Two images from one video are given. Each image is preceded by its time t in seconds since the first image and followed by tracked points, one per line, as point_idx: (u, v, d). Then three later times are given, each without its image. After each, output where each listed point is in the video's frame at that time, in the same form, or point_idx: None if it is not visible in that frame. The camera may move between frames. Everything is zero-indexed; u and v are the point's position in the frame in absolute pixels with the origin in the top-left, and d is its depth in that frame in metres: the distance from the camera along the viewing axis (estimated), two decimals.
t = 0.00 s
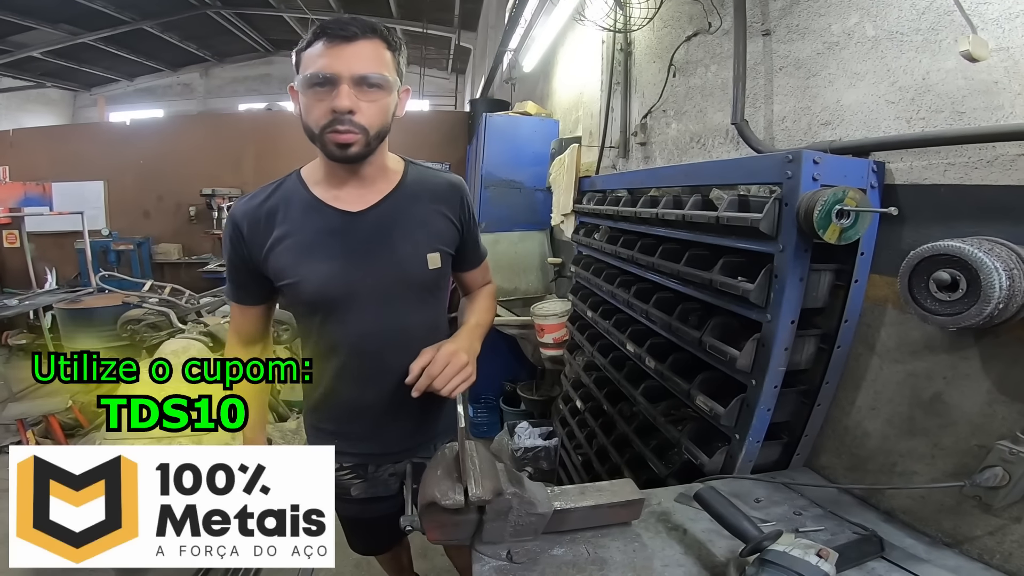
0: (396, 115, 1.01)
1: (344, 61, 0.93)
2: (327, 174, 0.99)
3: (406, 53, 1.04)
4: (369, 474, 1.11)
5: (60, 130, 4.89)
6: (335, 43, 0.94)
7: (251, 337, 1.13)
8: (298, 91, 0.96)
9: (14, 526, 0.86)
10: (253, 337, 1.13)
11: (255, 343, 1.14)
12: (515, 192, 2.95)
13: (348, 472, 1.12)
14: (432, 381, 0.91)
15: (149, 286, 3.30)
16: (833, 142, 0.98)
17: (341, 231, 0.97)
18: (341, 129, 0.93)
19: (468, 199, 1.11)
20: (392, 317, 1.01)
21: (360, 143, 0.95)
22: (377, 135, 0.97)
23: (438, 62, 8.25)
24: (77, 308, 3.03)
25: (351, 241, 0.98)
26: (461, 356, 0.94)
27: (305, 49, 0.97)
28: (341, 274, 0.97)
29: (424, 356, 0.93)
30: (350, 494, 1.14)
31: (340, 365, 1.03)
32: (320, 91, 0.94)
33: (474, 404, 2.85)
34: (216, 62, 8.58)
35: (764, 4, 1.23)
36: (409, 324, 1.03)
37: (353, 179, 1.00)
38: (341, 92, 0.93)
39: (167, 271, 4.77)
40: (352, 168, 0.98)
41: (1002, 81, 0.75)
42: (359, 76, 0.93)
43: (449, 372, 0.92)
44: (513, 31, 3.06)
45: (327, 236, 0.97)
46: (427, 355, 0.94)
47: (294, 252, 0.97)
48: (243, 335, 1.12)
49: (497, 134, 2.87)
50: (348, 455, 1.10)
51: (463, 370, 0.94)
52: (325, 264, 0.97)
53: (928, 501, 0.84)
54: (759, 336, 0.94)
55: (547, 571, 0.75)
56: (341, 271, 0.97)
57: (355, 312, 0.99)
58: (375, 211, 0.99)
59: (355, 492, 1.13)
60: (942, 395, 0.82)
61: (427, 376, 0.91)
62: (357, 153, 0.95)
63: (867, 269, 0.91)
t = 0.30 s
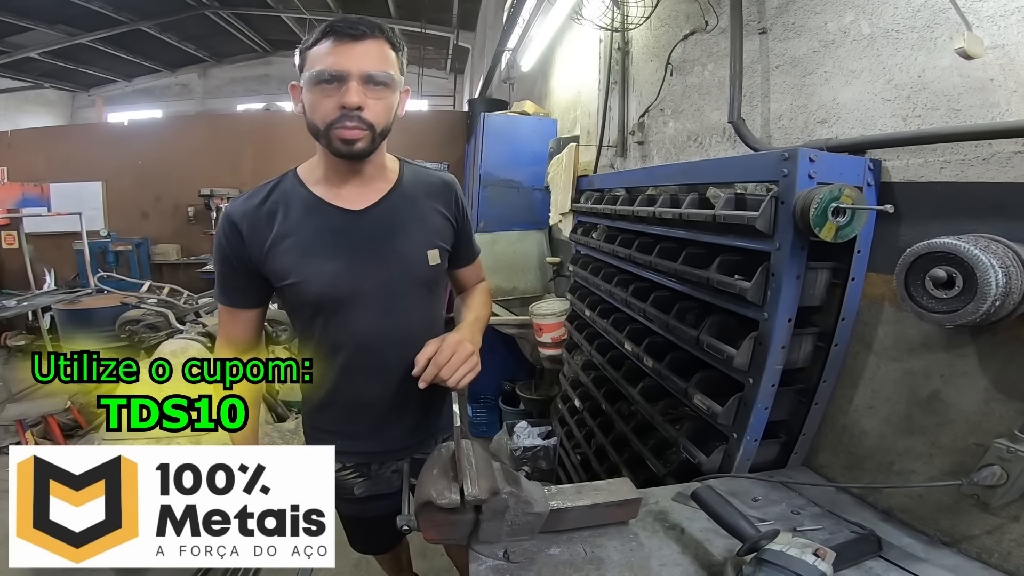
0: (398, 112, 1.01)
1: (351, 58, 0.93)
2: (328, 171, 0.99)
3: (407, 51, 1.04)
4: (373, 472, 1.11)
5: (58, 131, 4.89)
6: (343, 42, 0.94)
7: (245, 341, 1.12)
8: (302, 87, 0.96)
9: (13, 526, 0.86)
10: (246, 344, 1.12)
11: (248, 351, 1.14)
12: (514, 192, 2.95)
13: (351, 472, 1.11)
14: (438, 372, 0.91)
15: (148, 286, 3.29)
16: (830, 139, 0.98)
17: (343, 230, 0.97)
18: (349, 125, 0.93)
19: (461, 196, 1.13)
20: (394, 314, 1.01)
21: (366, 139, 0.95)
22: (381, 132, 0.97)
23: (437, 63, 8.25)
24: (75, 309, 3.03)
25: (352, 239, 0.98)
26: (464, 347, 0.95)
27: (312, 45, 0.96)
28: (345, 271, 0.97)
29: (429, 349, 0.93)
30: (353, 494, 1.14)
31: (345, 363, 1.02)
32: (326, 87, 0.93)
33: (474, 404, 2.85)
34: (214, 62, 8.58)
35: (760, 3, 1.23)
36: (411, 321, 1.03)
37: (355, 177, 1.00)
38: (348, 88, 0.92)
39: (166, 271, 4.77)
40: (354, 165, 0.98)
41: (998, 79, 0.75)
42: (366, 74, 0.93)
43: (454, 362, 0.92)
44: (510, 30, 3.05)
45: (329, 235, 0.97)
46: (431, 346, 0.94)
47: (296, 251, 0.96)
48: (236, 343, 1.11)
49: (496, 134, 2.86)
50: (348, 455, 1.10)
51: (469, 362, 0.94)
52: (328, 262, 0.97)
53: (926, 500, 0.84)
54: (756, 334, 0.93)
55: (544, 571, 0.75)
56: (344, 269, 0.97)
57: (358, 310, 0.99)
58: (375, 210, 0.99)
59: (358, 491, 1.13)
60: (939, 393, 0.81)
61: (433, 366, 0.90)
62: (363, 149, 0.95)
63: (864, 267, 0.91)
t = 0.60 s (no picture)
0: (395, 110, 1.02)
1: (349, 54, 0.94)
2: (324, 166, 0.99)
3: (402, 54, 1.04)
4: (369, 474, 1.11)
5: (57, 132, 4.89)
6: (341, 40, 0.94)
7: (247, 341, 1.10)
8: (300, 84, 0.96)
9: (13, 526, 0.87)
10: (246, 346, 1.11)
11: (251, 352, 1.12)
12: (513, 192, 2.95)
13: (347, 473, 1.11)
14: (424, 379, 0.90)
15: (147, 287, 3.29)
16: (829, 138, 0.98)
17: (341, 227, 0.97)
18: (345, 116, 0.93)
19: (457, 194, 1.13)
20: (393, 311, 1.02)
21: (362, 132, 0.95)
22: (377, 127, 0.97)
23: (436, 63, 8.23)
24: (74, 310, 3.03)
25: (351, 237, 0.98)
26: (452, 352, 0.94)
27: (311, 46, 0.97)
28: (340, 268, 0.97)
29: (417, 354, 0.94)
30: (350, 496, 1.14)
31: (340, 360, 1.02)
32: (323, 80, 0.93)
33: (474, 404, 2.84)
34: (212, 63, 8.57)
35: (759, 2, 1.23)
36: (410, 318, 1.04)
37: (350, 172, 0.99)
38: (345, 82, 0.93)
39: (165, 272, 4.76)
40: (349, 159, 0.98)
41: (997, 78, 0.75)
42: (362, 68, 0.94)
43: (440, 369, 0.92)
44: (509, 30, 3.05)
45: (325, 232, 0.97)
46: (420, 351, 0.94)
47: (295, 249, 0.96)
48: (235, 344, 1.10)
49: (495, 134, 2.86)
50: (345, 454, 1.10)
51: (457, 369, 0.93)
52: (327, 260, 0.97)
53: (926, 500, 0.84)
54: (756, 333, 0.93)
55: (544, 572, 0.75)
56: (343, 266, 0.97)
57: (357, 307, 0.99)
58: (371, 207, 0.99)
59: (355, 493, 1.13)
60: (940, 393, 0.81)
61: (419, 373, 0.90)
62: (359, 142, 0.95)
63: (864, 267, 0.91)
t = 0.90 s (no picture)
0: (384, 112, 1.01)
1: (336, 59, 0.94)
2: (315, 168, 0.99)
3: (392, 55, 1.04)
4: (365, 470, 1.11)
5: (56, 131, 4.88)
6: (329, 44, 0.94)
7: (252, 343, 1.14)
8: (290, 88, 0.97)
9: (13, 526, 0.86)
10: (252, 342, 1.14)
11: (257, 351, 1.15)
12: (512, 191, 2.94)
13: (344, 468, 1.11)
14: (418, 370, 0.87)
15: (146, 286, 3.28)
16: (830, 137, 0.97)
17: (333, 225, 0.98)
18: (333, 121, 0.93)
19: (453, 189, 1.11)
20: (386, 308, 1.01)
21: (351, 136, 0.95)
22: (366, 130, 0.97)
23: (435, 62, 8.22)
24: (73, 310, 3.02)
25: (342, 233, 0.98)
26: (448, 342, 0.90)
27: (299, 51, 0.97)
28: (331, 265, 0.97)
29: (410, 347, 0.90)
30: (347, 491, 1.14)
31: (333, 356, 1.02)
32: (311, 85, 0.93)
33: (473, 403, 2.84)
34: (211, 62, 8.56)
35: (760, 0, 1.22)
36: (404, 315, 1.03)
37: (341, 173, 1.00)
38: (332, 87, 0.93)
39: (164, 272, 4.75)
40: (340, 162, 0.98)
41: (1000, 76, 0.75)
42: (350, 73, 0.94)
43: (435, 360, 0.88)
44: (509, 29, 3.04)
45: (317, 230, 0.98)
46: (414, 343, 0.90)
47: (288, 247, 0.97)
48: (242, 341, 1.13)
49: (494, 133, 2.86)
50: (343, 450, 1.10)
51: (453, 360, 0.89)
52: (319, 257, 0.97)
53: (929, 499, 0.83)
54: (757, 332, 0.93)
55: (546, 572, 0.74)
56: (334, 263, 0.97)
57: (350, 304, 0.99)
58: (362, 205, 0.99)
59: (352, 488, 1.13)
60: (942, 392, 0.81)
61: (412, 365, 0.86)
62: (348, 146, 0.95)
63: (866, 266, 0.90)
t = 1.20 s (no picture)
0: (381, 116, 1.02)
1: (328, 66, 0.94)
2: (315, 171, 1.00)
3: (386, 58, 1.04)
4: (366, 461, 1.11)
5: (55, 130, 4.87)
6: (320, 52, 0.94)
7: (258, 338, 1.15)
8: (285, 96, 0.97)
9: (13, 526, 0.86)
10: (259, 337, 1.16)
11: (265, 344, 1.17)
12: (512, 189, 2.94)
13: (345, 459, 1.12)
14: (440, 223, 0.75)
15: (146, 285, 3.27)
16: (833, 136, 0.97)
17: (333, 224, 0.98)
18: (329, 131, 0.94)
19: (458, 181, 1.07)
20: (385, 304, 1.00)
21: (348, 144, 0.96)
22: (364, 135, 0.98)
23: (435, 61, 8.19)
24: (72, 309, 3.01)
25: (340, 232, 0.98)
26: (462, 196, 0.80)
27: (292, 55, 0.98)
28: (329, 264, 0.97)
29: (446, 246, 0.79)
30: (348, 481, 1.14)
31: (333, 352, 1.03)
32: (305, 95, 0.94)
33: (473, 402, 2.84)
34: (211, 61, 8.53)
35: None
36: (403, 312, 1.02)
37: (341, 175, 1.00)
38: (326, 96, 0.93)
39: (163, 271, 4.74)
40: (340, 166, 0.98)
41: (1005, 74, 0.74)
42: (343, 81, 0.94)
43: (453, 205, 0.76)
44: (510, 27, 3.03)
45: (316, 230, 0.98)
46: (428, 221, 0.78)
47: (289, 247, 0.99)
48: (248, 335, 1.15)
49: (494, 131, 2.85)
50: (346, 443, 1.10)
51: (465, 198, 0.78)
52: (318, 256, 0.98)
53: (932, 499, 0.83)
54: (760, 331, 0.93)
55: (548, 571, 0.74)
56: (331, 262, 0.98)
57: (348, 300, 0.99)
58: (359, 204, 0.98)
59: (353, 479, 1.12)
60: (946, 391, 0.81)
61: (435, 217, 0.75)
62: (346, 154, 0.96)
63: (869, 264, 0.90)
